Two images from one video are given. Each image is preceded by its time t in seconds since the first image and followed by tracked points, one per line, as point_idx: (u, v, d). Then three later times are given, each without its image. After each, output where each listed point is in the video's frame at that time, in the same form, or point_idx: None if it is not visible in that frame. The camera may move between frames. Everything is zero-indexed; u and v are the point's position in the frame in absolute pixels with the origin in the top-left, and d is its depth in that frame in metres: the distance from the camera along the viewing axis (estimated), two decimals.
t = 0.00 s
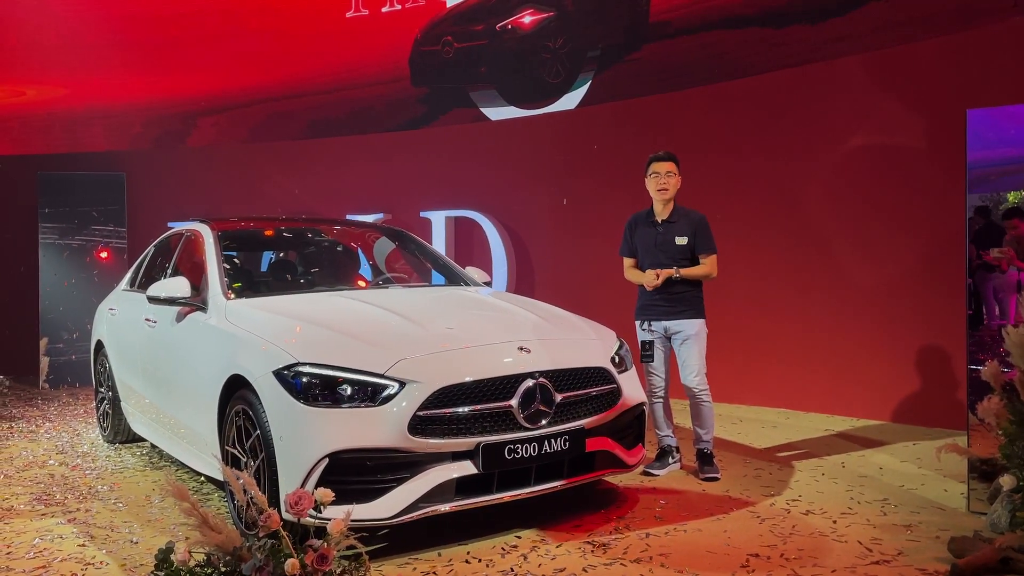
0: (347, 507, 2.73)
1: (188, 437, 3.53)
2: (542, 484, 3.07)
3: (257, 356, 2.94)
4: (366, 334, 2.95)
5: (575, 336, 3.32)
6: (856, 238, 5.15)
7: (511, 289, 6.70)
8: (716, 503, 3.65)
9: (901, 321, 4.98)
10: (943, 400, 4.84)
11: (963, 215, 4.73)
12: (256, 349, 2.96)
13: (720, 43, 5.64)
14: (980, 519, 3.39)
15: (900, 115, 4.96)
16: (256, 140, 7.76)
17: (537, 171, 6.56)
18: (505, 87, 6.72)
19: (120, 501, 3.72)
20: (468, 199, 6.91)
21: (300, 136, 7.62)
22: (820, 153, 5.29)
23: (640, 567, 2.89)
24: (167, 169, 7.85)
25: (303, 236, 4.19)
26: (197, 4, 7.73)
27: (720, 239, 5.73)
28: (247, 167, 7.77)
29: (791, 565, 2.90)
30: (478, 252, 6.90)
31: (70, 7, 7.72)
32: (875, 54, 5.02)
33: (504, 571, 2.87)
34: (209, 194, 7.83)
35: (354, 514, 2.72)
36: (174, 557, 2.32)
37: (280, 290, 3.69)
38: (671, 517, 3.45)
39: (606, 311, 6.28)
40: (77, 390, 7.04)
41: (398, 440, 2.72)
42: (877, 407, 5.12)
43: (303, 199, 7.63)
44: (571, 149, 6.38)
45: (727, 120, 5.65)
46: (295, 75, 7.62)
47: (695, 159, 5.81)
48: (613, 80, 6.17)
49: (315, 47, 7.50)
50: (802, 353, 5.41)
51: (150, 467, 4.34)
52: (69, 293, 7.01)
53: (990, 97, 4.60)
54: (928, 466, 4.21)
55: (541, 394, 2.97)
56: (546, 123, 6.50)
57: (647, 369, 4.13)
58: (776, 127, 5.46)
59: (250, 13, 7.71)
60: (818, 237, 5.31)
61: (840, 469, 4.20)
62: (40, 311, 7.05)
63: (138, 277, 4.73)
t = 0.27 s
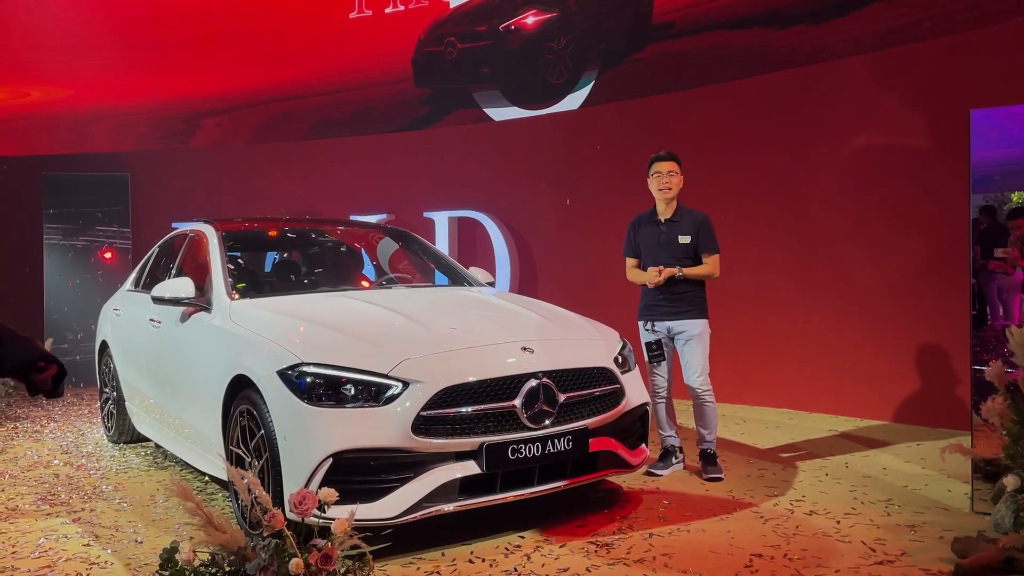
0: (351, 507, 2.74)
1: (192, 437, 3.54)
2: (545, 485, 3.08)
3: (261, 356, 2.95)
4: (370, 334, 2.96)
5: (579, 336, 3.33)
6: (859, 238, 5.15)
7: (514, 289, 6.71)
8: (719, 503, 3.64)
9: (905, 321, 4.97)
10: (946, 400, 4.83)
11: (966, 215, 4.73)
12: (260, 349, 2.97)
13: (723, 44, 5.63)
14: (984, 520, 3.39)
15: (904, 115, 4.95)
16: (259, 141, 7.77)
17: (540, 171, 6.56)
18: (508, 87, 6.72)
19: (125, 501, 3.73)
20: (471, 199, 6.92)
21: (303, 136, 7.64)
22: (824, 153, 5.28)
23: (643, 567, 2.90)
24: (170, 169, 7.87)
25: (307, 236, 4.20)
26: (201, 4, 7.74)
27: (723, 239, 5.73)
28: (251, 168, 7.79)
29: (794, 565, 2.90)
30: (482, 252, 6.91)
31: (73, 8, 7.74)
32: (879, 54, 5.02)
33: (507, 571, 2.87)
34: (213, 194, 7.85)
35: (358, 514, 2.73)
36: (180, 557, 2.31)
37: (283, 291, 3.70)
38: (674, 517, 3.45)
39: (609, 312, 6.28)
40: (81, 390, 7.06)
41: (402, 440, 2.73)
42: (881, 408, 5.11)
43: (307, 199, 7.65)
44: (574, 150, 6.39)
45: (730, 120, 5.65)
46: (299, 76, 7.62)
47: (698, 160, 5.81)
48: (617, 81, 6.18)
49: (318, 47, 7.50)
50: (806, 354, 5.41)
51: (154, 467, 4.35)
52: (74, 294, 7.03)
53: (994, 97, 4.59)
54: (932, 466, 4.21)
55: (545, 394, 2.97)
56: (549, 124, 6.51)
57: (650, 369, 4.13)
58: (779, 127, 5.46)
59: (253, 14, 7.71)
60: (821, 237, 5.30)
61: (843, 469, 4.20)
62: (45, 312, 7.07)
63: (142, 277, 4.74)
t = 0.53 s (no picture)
0: (355, 507, 2.74)
1: (196, 438, 3.54)
2: (548, 485, 3.08)
3: (265, 357, 2.95)
4: (373, 335, 2.96)
5: (582, 337, 3.33)
6: (863, 238, 5.14)
7: (518, 290, 6.71)
8: (723, 504, 3.64)
9: (909, 322, 4.96)
10: (951, 401, 4.82)
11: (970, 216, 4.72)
12: (264, 350, 2.97)
13: (727, 44, 5.63)
14: (989, 521, 3.38)
15: (908, 115, 4.95)
16: (263, 142, 7.79)
17: (544, 172, 6.57)
18: (512, 88, 6.73)
19: (129, 502, 3.73)
20: (475, 200, 6.92)
21: (307, 137, 7.64)
22: (828, 153, 5.28)
23: (647, 567, 2.90)
24: (174, 170, 7.88)
25: (310, 237, 4.21)
26: (205, 6, 7.76)
27: (727, 240, 5.73)
28: (254, 169, 7.81)
29: (798, 566, 2.89)
30: (485, 253, 6.91)
31: (78, 9, 7.75)
32: (883, 55, 5.02)
33: (511, 571, 2.87)
34: (217, 195, 7.86)
35: (361, 514, 2.73)
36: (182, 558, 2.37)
37: (287, 292, 3.70)
38: (677, 518, 3.45)
39: (613, 312, 6.28)
40: (85, 391, 7.07)
41: (405, 441, 2.73)
42: (885, 409, 5.10)
43: (310, 200, 7.66)
44: (577, 151, 6.39)
45: (734, 121, 5.65)
46: (302, 76, 7.63)
47: (702, 160, 5.81)
48: (620, 81, 6.17)
49: (322, 48, 7.51)
50: (809, 354, 5.40)
51: (158, 467, 4.36)
52: (79, 294, 7.05)
53: (998, 97, 4.59)
54: (936, 467, 4.20)
55: (548, 395, 2.98)
56: (553, 125, 6.51)
57: (653, 370, 4.12)
58: (782, 128, 5.45)
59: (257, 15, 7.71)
60: (825, 238, 5.30)
61: (847, 470, 4.19)
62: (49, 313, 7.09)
63: (146, 278, 4.75)
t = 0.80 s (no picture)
0: (358, 508, 2.74)
1: (200, 439, 3.55)
2: (551, 486, 3.08)
3: (268, 358, 2.96)
4: (376, 336, 2.97)
5: (586, 338, 3.32)
6: (867, 239, 5.13)
7: (521, 291, 6.71)
8: (726, 505, 3.63)
9: (912, 323, 4.96)
10: (955, 402, 4.81)
11: (974, 217, 4.71)
12: (267, 351, 2.98)
13: (730, 45, 5.63)
14: (993, 523, 3.37)
15: (911, 116, 4.94)
16: (267, 143, 7.80)
17: (547, 173, 6.57)
18: (515, 89, 6.73)
19: (133, 502, 3.74)
20: (478, 201, 6.93)
21: (310, 138, 7.65)
22: (831, 154, 5.27)
23: (650, 568, 2.90)
24: (178, 171, 7.90)
25: (314, 238, 4.22)
26: (209, 7, 7.77)
27: (730, 241, 5.72)
28: (258, 170, 7.83)
29: (801, 568, 2.89)
30: (488, 254, 6.91)
31: (82, 11, 7.77)
32: (886, 55, 5.01)
33: (514, 573, 2.87)
34: (220, 196, 7.88)
35: (365, 515, 2.74)
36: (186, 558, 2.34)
37: (290, 293, 3.71)
38: (681, 519, 3.45)
39: (616, 313, 6.28)
40: (89, 391, 7.09)
41: (408, 442, 2.73)
42: (888, 410, 5.09)
43: (314, 201, 7.67)
44: (580, 151, 6.39)
45: (737, 121, 5.64)
46: (306, 78, 7.64)
47: (705, 161, 5.80)
48: (623, 82, 6.17)
49: (325, 49, 7.52)
50: (813, 355, 5.39)
51: (162, 468, 4.37)
52: (83, 295, 7.08)
53: (1001, 97, 4.58)
54: (940, 469, 4.19)
55: (551, 396, 2.98)
56: (556, 125, 6.51)
57: (655, 370, 4.13)
58: (785, 128, 5.44)
59: (261, 16, 7.73)
60: (828, 238, 5.29)
61: (851, 471, 4.18)
62: (54, 313, 7.12)
63: (150, 279, 4.77)
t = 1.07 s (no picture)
0: (362, 509, 2.74)
1: (203, 440, 3.56)
2: (555, 488, 3.08)
3: (272, 359, 2.96)
4: (380, 337, 2.97)
5: (589, 339, 3.32)
6: (871, 240, 5.13)
7: (524, 291, 6.71)
8: (729, 506, 3.63)
9: (916, 324, 4.95)
10: (959, 403, 4.81)
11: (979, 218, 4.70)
12: (272, 352, 2.98)
13: (733, 46, 5.62)
14: (997, 524, 3.35)
15: (915, 116, 4.93)
16: (270, 144, 7.81)
17: (550, 174, 6.57)
18: (518, 90, 6.73)
19: (137, 503, 3.75)
20: (481, 202, 6.93)
21: (314, 139, 7.66)
22: (835, 155, 5.26)
23: (654, 570, 2.89)
24: (182, 172, 7.91)
25: (318, 239, 4.23)
26: (213, 9, 7.78)
27: (733, 242, 5.72)
28: (261, 171, 7.84)
29: (805, 570, 2.88)
30: (492, 255, 6.92)
31: (86, 12, 7.78)
32: (890, 56, 5.00)
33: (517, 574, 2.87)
34: (224, 197, 7.89)
35: (368, 517, 2.74)
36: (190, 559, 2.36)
37: (294, 294, 3.71)
38: (684, 521, 3.44)
39: (619, 314, 6.28)
40: (94, 392, 7.10)
41: (412, 443, 2.73)
42: (893, 411, 5.08)
43: (317, 202, 7.68)
44: (583, 152, 6.39)
45: (740, 122, 5.64)
46: (310, 79, 7.65)
47: (708, 162, 5.80)
48: (626, 83, 6.17)
49: (329, 51, 7.52)
50: (817, 356, 5.38)
51: (166, 469, 4.37)
52: (87, 296, 7.09)
53: (1005, 98, 4.57)
54: (945, 470, 4.18)
55: (554, 398, 2.97)
56: (559, 126, 6.51)
57: (660, 371, 4.13)
58: (789, 129, 5.44)
59: (265, 17, 7.74)
60: (832, 239, 5.28)
61: (855, 473, 4.17)
62: (59, 314, 7.13)
63: (154, 280, 4.77)
